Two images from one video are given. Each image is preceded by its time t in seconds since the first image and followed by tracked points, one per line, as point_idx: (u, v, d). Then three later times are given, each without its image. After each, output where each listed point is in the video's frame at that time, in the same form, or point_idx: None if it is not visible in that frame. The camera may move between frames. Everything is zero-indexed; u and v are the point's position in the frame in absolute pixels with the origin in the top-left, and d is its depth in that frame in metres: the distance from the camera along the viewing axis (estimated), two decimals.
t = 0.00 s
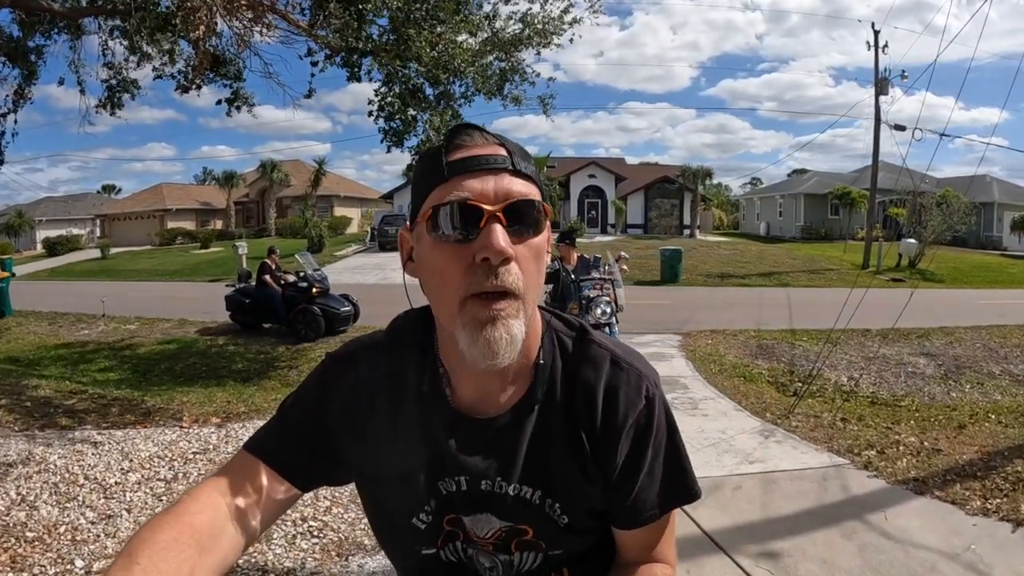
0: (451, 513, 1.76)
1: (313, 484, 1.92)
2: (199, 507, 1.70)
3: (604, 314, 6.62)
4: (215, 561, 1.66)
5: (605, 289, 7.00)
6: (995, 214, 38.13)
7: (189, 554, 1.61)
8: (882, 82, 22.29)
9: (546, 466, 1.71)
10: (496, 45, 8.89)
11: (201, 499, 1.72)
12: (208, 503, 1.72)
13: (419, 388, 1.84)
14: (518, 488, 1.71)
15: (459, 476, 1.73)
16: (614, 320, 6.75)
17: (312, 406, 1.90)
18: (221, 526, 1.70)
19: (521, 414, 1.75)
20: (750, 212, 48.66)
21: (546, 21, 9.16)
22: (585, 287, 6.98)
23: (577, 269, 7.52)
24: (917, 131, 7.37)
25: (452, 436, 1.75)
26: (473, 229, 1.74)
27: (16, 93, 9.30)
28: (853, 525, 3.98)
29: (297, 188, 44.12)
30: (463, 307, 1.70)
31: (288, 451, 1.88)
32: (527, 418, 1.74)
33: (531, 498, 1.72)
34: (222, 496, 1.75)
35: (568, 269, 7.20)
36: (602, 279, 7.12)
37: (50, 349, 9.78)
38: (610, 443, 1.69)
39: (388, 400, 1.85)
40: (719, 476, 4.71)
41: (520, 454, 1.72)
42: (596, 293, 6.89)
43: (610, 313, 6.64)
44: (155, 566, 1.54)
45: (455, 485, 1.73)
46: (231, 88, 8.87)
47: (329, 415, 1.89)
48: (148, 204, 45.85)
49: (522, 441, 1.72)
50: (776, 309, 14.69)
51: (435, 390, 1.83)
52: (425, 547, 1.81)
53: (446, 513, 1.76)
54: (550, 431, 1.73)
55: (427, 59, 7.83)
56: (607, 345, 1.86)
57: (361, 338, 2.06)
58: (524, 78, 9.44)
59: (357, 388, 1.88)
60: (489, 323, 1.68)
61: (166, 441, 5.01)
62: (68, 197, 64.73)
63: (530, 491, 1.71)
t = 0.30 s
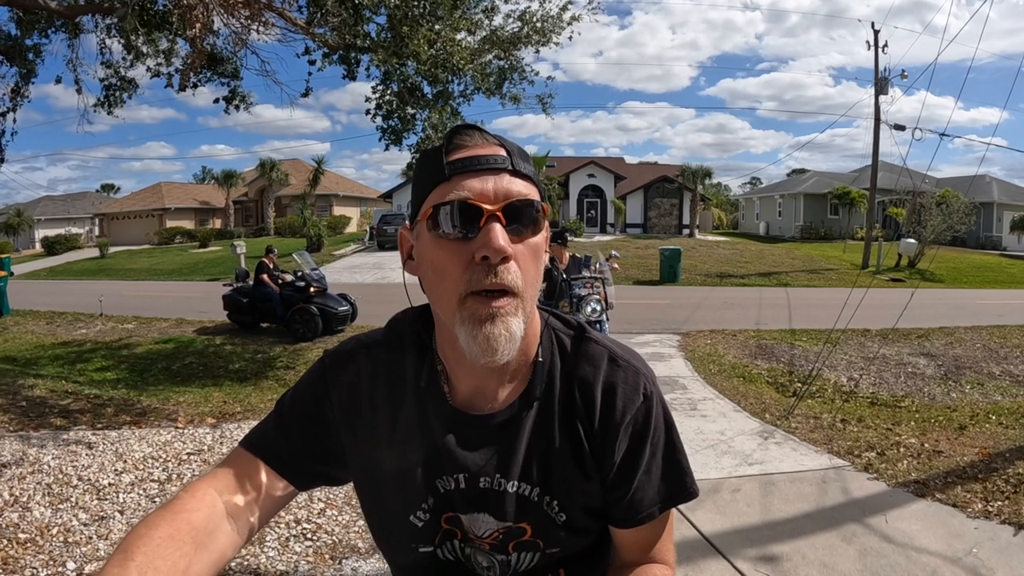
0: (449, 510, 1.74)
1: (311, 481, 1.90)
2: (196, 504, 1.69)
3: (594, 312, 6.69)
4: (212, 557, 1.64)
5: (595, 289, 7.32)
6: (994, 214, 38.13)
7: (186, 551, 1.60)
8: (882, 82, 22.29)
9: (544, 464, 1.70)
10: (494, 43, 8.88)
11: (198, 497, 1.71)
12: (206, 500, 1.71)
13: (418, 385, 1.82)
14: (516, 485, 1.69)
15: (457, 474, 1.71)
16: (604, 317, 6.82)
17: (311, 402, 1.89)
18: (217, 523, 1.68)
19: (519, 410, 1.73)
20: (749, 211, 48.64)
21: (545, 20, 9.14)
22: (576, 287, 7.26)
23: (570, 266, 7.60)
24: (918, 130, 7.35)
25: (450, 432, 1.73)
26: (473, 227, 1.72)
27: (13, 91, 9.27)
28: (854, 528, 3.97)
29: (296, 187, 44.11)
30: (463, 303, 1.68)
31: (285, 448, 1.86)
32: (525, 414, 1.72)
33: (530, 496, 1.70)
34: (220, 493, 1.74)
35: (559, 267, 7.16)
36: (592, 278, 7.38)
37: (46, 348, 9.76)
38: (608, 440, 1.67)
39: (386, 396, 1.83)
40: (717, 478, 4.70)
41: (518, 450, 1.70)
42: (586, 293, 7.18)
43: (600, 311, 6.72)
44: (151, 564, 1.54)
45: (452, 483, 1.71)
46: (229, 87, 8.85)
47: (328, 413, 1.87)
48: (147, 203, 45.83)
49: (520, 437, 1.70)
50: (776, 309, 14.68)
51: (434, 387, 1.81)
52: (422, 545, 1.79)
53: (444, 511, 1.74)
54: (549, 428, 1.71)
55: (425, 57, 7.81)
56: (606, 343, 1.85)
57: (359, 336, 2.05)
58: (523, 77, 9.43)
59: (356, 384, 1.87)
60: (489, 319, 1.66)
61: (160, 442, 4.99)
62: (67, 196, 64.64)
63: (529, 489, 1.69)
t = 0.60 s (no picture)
0: (446, 507, 1.73)
1: (311, 479, 1.88)
2: (197, 504, 1.70)
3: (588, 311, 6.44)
4: (214, 556, 1.67)
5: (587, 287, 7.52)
6: (994, 214, 38.17)
7: (187, 550, 1.63)
8: (882, 82, 22.29)
9: (540, 458, 1.68)
10: (493, 41, 8.86)
11: (200, 495, 1.72)
12: (208, 499, 1.71)
13: (414, 383, 1.80)
14: (512, 480, 1.68)
15: (454, 470, 1.69)
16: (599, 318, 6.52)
17: (311, 401, 1.87)
18: (220, 523, 1.70)
19: (514, 408, 1.71)
20: (748, 211, 48.64)
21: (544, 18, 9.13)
22: (569, 285, 7.45)
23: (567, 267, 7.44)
24: (918, 129, 7.34)
25: (446, 430, 1.71)
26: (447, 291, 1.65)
27: (10, 90, 9.24)
28: (855, 531, 3.95)
29: (295, 187, 44.08)
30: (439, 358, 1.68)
31: (284, 446, 1.84)
32: (520, 413, 1.70)
33: (527, 490, 1.68)
34: (220, 492, 1.73)
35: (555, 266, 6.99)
36: (585, 277, 7.61)
37: (44, 347, 9.74)
38: (603, 431, 1.66)
39: (384, 394, 1.82)
40: (717, 480, 4.68)
41: (514, 446, 1.68)
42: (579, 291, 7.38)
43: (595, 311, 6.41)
44: (152, 563, 1.57)
45: (450, 479, 1.70)
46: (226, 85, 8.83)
47: (327, 412, 1.86)
48: (146, 202, 45.79)
49: (516, 433, 1.68)
50: (775, 309, 14.67)
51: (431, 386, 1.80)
52: (419, 541, 1.77)
53: (441, 507, 1.73)
54: (545, 425, 1.69)
55: (423, 55, 7.79)
56: (600, 339, 1.83)
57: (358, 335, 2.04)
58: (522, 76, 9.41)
59: (355, 384, 1.85)
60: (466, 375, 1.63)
61: (156, 442, 4.97)
62: (66, 195, 64.58)
63: (526, 483, 1.67)
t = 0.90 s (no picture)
0: (446, 506, 1.72)
1: (311, 479, 1.87)
2: (197, 506, 1.69)
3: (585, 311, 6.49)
4: (215, 556, 1.66)
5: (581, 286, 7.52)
6: (993, 214, 38.23)
7: (189, 550, 1.62)
8: (881, 81, 22.31)
9: (537, 458, 1.68)
10: (493, 41, 8.85)
11: (199, 497, 1.71)
12: (206, 500, 1.70)
13: (413, 385, 1.79)
14: (511, 480, 1.67)
15: (453, 471, 1.69)
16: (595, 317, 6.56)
17: (310, 402, 1.86)
18: (222, 523, 1.69)
19: (511, 411, 1.70)
20: (748, 211, 48.62)
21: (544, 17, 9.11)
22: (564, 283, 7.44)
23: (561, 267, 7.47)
24: (919, 128, 7.33)
25: (444, 432, 1.70)
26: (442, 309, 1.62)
27: (10, 89, 9.23)
28: (856, 532, 3.95)
29: (294, 186, 44.06)
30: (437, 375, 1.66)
31: (284, 448, 1.83)
32: (519, 413, 1.69)
33: (525, 489, 1.67)
34: (219, 492, 1.72)
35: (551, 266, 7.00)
36: (580, 276, 7.57)
37: (42, 347, 9.72)
38: (600, 430, 1.66)
39: (383, 396, 1.81)
40: (718, 481, 4.68)
41: (512, 445, 1.67)
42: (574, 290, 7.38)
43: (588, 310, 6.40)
44: (154, 563, 1.56)
45: (449, 479, 1.70)
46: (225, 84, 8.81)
47: (327, 412, 1.85)
48: (145, 202, 45.81)
49: (514, 433, 1.68)
50: (775, 309, 14.67)
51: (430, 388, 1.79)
52: (420, 541, 1.77)
53: (440, 507, 1.73)
54: (543, 426, 1.69)
55: (423, 54, 7.77)
56: (597, 338, 1.82)
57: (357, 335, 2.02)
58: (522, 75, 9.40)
59: (354, 386, 1.84)
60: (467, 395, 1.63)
61: (154, 443, 4.96)
62: (65, 194, 64.58)
63: (524, 483, 1.67)
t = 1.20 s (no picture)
0: (445, 511, 1.72)
1: (310, 481, 1.87)
2: (195, 506, 1.68)
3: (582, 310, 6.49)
4: (215, 558, 1.64)
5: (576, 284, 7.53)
6: (992, 214, 38.26)
7: (188, 552, 1.60)
8: (881, 81, 22.32)
9: (537, 461, 1.67)
10: (493, 41, 8.84)
11: (197, 500, 1.69)
12: (205, 502, 1.69)
13: (413, 388, 1.79)
14: (510, 485, 1.66)
15: (452, 475, 1.68)
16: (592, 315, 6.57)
17: (309, 403, 1.86)
18: (220, 524, 1.68)
19: (511, 412, 1.70)
20: (748, 211, 48.64)
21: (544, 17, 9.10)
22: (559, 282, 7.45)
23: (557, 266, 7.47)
24: (919, 128, 7.32)
25: (444, 434, 1.70)
26: (447, 256, 1.69)
27: (10, 89, 9.22)
28: (857, 532, 3.94)
29: (294, 186, 44.04)
30: (443, 331, 1.68)
31: (283, 450, 1.83)
32: (518, 414, 1.69)
33: (524, 494, 1.67)
34: (218, 494, 1.71)
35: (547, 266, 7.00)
36: (575, 275, 7.57)
37: (41, 347, 9.71)
38: (599, 436, 1.65)
39: (382, 399, 1.80)
40: (718, 481, 4.68)
41: (511, 449, 1.67)
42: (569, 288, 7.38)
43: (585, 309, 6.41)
44: (153, 565, 1.54)
45: (449, 484, 1.69)
46: (223, 84, 8.79)
47: (326, 412, 1.85)
48: (144, 202, 45.79)
49: (513, 437, 1.67)
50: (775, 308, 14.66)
51: (429, 390, 1.78)
52: (420, 545, 1.76)
53: (440, 511, 1.72)
54: (542, 428, 1.68)
55: (423, 53, 7.75)
56: (597, 340, 1.81)
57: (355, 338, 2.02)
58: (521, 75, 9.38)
59: (353, 388, 1.84)
60: (468, 351, 1.65)
61: (153, 443, 4.96)
62: (64, 194, 64.54)
63: (523, 488, 1.66)
